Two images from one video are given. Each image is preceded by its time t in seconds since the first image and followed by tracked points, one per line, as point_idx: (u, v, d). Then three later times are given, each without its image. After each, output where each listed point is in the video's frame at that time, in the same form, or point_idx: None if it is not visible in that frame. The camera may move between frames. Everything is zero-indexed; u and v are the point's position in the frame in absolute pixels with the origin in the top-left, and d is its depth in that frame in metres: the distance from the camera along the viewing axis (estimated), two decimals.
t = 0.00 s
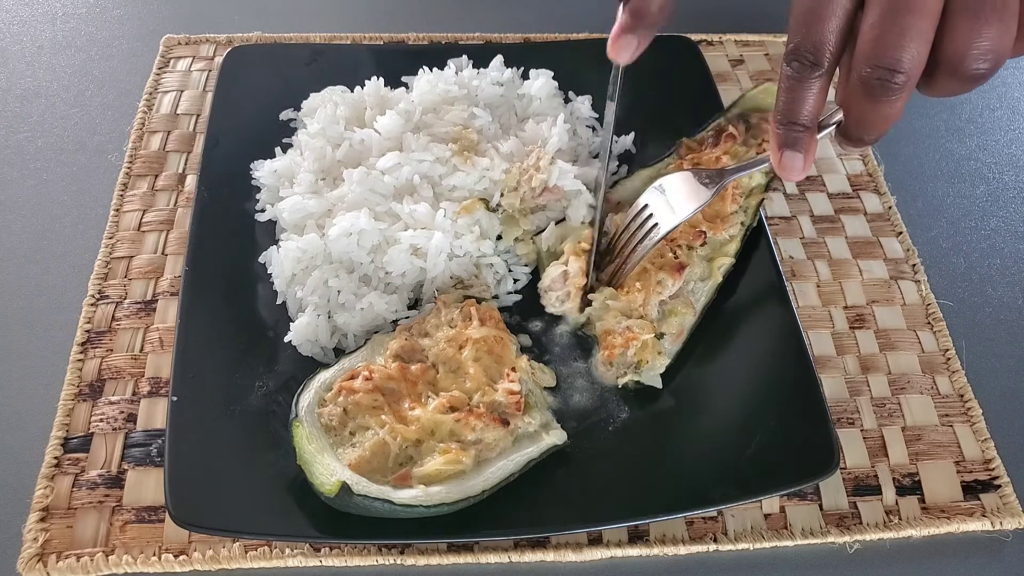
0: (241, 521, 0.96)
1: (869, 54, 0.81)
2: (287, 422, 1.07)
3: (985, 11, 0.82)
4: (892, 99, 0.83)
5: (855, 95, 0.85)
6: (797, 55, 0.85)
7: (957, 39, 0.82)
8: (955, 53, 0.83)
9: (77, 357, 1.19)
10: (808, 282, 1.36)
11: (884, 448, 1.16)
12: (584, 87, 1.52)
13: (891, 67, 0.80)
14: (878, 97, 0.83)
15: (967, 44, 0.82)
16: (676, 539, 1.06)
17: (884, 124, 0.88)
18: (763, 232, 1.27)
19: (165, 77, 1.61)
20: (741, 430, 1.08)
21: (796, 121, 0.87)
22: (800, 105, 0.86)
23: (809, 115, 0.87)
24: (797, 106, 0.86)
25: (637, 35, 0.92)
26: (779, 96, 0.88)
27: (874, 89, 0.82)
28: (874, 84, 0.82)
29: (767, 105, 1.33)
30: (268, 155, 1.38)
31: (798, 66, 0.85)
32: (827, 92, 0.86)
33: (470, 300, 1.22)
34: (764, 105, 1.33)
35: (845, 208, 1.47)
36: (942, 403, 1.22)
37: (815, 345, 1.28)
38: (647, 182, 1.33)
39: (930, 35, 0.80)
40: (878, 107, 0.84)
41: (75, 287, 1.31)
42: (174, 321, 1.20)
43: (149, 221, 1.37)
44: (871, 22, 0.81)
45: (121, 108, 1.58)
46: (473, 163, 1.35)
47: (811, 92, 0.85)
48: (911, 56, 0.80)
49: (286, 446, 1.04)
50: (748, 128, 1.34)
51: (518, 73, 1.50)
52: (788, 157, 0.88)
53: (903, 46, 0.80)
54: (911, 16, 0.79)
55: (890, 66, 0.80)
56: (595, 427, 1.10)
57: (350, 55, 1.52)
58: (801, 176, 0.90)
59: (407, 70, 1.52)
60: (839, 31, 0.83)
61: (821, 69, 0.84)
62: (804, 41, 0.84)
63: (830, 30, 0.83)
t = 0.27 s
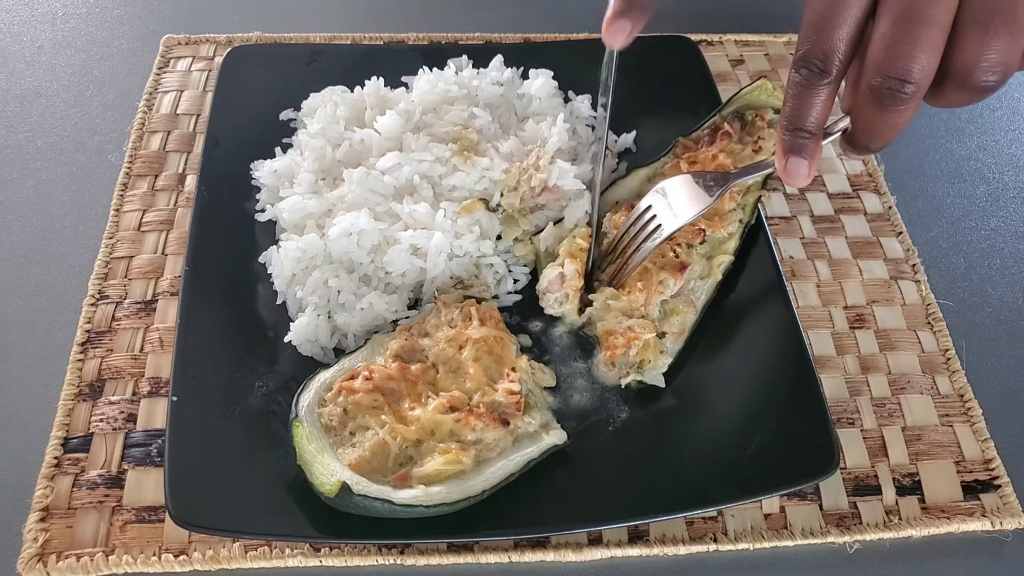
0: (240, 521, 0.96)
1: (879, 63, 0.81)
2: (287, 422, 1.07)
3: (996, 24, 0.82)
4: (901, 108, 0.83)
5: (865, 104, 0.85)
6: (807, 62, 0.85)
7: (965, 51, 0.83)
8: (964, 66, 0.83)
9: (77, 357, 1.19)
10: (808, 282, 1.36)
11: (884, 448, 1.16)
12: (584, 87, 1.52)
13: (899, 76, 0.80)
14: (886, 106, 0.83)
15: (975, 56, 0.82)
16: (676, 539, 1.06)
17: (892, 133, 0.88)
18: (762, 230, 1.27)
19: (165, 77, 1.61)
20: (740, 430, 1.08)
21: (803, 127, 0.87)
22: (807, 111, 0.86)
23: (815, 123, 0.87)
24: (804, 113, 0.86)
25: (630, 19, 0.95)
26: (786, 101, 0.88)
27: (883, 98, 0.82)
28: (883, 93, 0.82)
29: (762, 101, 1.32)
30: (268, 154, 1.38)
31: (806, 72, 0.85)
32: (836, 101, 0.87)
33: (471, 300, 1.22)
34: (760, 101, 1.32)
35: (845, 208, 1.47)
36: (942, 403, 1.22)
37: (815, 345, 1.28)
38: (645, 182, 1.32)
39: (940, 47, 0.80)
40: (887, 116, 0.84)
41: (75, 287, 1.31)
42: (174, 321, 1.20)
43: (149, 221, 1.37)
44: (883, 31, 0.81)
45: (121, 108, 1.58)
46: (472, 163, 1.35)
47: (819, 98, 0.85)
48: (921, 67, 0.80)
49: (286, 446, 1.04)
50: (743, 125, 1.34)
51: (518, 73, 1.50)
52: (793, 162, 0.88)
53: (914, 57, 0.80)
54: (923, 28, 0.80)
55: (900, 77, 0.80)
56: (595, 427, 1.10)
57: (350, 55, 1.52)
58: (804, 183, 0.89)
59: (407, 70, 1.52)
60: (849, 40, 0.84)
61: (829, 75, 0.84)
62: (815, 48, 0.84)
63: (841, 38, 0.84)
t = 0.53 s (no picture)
0: (240, 521, 0.96)
1: (879, 61, 0.81)
2: (287, 422, 1.07)
3: (997, 22, 0.82)
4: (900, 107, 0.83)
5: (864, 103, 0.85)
6: (806, 61, 0.85)
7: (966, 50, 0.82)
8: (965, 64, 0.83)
9: (77, 357, 1.19)
10: (808, 282, 1.36)
11: (884, 448, 1.16)
12: (584, 87, 1.52)
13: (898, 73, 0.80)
14: (885, 104, 0.83)
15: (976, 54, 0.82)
16: (676, 539, 1.06)
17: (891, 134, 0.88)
18: (762, 229, 1.27)
19: (165, 77, 1.61)
20: (740, 430, 1.08)
21: (802, 127, 0.86)
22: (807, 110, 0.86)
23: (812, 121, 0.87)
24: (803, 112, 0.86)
25: (629, 12, 0.95)
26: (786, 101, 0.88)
27: (882, 95, 0.82)
28: (883, 91, 0.82)
29: (761, 101, 1.33)
30: (268, 154, 1.38)
31: (805, 72, 0.85)
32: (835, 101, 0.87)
33: (470, 300, 1.22)
34: (759, 101, 1.32)
35: (845, 208, 1.47)
36: (942, 403, 1.22)
37: (815, 345, 1.28)
38: (644, 182, 1.32)
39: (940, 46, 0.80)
40: (887, 114, 0.84)
41: (75, 287, 1.31)
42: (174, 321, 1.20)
43: (149, 221, 1.37)
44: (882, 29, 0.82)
45: (121, 107, 1.58)
46: (472, 163, 1.35)
47: (818, 98, 0.85)
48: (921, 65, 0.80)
49: (286, 446, 1.04)
50: (742, 125, 1.34)
51: (518, 73, 1.50)
52: (793, 162, 0.87)
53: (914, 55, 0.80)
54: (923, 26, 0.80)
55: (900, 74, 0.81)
56: (596, 427, 1.10)
57: (350, 55, 1.52)
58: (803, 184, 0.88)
59: (407, 70, 1.52)
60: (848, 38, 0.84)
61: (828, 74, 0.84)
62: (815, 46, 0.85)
63: (841, 36, 0.84)
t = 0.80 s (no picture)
0: (240, 521, 0.96)
1: (871, 51, 0.84)
2: (287, 422, 1.07)
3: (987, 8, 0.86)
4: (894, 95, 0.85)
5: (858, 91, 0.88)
6: (798, 53, 0.87)
7: (959, 35, 0.87)
8: (958, 48, 0.87)
9: (77, 357, 1.19)
10: (808, 282, 1.36)
11: (884, 448, 1.16)
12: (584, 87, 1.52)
13: (891, 62, 0.83)
14: (879, 92, 0.85)
15: (968, 39, 0.87)
16: (676, 539, 1.06)
17: (887, 121, 0.90)
18: (761, 228, 1.27)
19: (165, 77, 1.61)
20: (740, 430, 1.08)
21: (797, 119, 0.87)
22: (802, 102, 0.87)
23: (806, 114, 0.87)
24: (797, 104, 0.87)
25: (624, 16, 0.95)
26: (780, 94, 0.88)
27: (876, 84, 0.84)
28: (877, 79, 0.84)
29: (760, 102, 1.34)
30: (268, 154, 1.38)
31: (799, 65, 0.86)
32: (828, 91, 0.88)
33: (471, 300, 1.22)
34: (757, 102, 1.33)
35: (845, 208, 1.47)
36: (942, 403, 1.22)
37: (815, 345, 1.28)
38: (643, 182, 1.32)
39: (933, 32, 0.84)
40: (882, 102, 0.86)
41: (75, 287, 1.31)
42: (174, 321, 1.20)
43: (149, 221, 1.37)
44: (874, 19, 0.84)
45: (121, 107, 1.58)
46: (472, 163, 1.35)
47: (812, 90, 0.86)
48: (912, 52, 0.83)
49: (286, 446, 1.04)
50: (741, 125, 1.34)
51: (518, 73, 1.50)
52: (789, 155, 0.87)
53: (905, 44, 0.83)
54: (915, 15, 0.82)
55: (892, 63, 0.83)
56: (596, 428, 1.10)
57: (350, 55, 1.52)
58: (801, 177, 0.89)
59: (407, 70, 1.52)
60: (841, 29, 0.85)
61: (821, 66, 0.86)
62: (807, 39, 0.86)
63: (834, 27, 0.85)
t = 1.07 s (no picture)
0: (240, 521, 0.96)
1: (862, 44, 0.82)
2: (287, 422, 1.07)
3: None
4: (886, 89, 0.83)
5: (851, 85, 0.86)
6: (790, 50, 0.86)
7: (950, 25, 0.84)
8: (948, 40, 0.84)
9: (77, 357, 1.19)
10: (808, 282, 1.36)
11: (884, 448, 1.16)
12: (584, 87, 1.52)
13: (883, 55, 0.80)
14: (871, 87, 0.83)
15: (958, 31, 0.84)
16: (676, 539, 1.06)
17: (883, 115, 0.88)
18: (757, 220, 1.28)
19: (165, 77, 1.61)
20: (740, 430, 1.08)
21: (791, 116, 0.87)
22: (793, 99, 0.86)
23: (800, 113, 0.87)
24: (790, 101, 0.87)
25: None
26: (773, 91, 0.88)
27: (868, 78, 0.82)
28: (869, 73, 0.82)
29: (736, 96, 1.35)
30: (268, 154, 1.38)
31: (790, 61, 0.85)
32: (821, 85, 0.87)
33: (470, 300, 1.22)
34: (734, 96, 1.35)
35: (845, 208, 1.47)
36: (942, 403, 1.22)
37: (815, 345, 1.28)
38: (632, 183, 1.32)
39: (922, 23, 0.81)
40: (876, 96, 0.84)
41: (75, 287, 1.31)
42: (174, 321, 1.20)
43: (149, 221, 1.37)
44: (864, 13, 0.82)
45: (121, 107, 1.58)
46: (472, 163, 1.35)
47: (805, 86, 0.85)
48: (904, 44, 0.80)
49: (286, 446, 1.04)
50: (723, 121, 1.35)
51: (518, 73, 1.50)
52: (784, 152, 0.88)
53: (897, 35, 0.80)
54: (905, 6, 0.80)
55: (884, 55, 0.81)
56: (596, 428, 1.10)
57: (350, 55, 1.52)
58: (796, 173, 0.89)
59: (407, 70, 1.52)
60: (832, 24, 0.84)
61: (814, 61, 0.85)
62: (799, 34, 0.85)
63: (824, 22, 0.84)
